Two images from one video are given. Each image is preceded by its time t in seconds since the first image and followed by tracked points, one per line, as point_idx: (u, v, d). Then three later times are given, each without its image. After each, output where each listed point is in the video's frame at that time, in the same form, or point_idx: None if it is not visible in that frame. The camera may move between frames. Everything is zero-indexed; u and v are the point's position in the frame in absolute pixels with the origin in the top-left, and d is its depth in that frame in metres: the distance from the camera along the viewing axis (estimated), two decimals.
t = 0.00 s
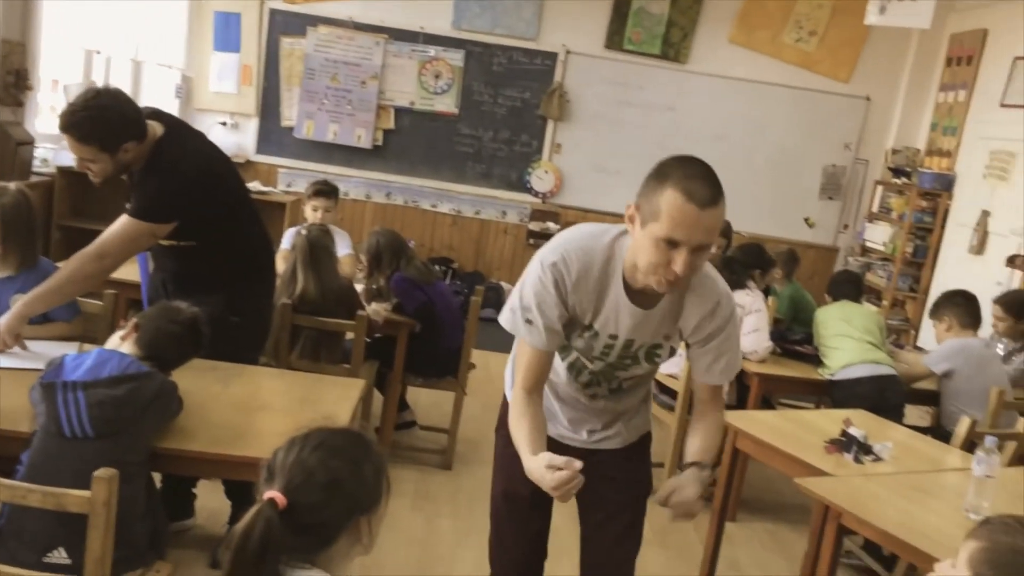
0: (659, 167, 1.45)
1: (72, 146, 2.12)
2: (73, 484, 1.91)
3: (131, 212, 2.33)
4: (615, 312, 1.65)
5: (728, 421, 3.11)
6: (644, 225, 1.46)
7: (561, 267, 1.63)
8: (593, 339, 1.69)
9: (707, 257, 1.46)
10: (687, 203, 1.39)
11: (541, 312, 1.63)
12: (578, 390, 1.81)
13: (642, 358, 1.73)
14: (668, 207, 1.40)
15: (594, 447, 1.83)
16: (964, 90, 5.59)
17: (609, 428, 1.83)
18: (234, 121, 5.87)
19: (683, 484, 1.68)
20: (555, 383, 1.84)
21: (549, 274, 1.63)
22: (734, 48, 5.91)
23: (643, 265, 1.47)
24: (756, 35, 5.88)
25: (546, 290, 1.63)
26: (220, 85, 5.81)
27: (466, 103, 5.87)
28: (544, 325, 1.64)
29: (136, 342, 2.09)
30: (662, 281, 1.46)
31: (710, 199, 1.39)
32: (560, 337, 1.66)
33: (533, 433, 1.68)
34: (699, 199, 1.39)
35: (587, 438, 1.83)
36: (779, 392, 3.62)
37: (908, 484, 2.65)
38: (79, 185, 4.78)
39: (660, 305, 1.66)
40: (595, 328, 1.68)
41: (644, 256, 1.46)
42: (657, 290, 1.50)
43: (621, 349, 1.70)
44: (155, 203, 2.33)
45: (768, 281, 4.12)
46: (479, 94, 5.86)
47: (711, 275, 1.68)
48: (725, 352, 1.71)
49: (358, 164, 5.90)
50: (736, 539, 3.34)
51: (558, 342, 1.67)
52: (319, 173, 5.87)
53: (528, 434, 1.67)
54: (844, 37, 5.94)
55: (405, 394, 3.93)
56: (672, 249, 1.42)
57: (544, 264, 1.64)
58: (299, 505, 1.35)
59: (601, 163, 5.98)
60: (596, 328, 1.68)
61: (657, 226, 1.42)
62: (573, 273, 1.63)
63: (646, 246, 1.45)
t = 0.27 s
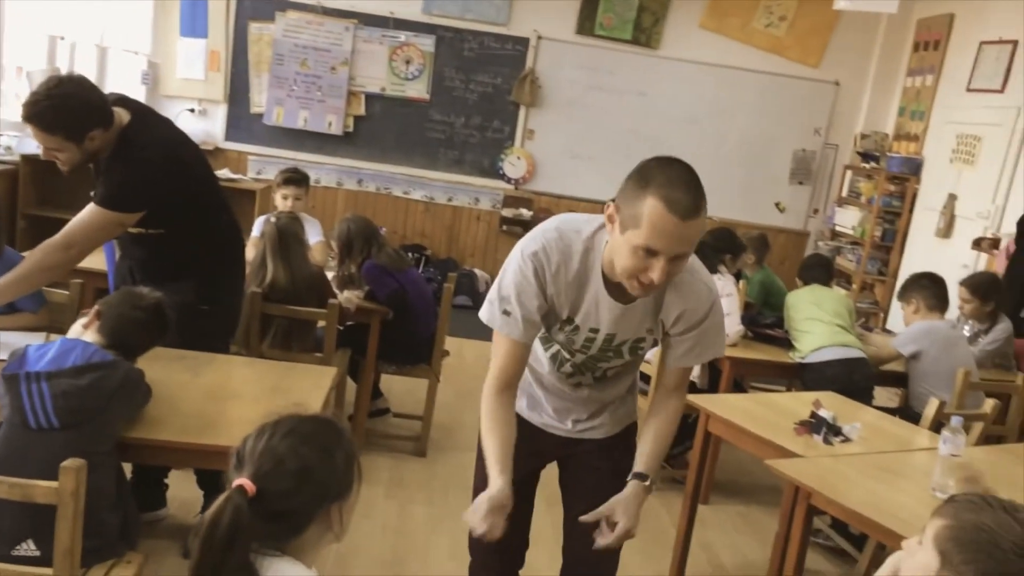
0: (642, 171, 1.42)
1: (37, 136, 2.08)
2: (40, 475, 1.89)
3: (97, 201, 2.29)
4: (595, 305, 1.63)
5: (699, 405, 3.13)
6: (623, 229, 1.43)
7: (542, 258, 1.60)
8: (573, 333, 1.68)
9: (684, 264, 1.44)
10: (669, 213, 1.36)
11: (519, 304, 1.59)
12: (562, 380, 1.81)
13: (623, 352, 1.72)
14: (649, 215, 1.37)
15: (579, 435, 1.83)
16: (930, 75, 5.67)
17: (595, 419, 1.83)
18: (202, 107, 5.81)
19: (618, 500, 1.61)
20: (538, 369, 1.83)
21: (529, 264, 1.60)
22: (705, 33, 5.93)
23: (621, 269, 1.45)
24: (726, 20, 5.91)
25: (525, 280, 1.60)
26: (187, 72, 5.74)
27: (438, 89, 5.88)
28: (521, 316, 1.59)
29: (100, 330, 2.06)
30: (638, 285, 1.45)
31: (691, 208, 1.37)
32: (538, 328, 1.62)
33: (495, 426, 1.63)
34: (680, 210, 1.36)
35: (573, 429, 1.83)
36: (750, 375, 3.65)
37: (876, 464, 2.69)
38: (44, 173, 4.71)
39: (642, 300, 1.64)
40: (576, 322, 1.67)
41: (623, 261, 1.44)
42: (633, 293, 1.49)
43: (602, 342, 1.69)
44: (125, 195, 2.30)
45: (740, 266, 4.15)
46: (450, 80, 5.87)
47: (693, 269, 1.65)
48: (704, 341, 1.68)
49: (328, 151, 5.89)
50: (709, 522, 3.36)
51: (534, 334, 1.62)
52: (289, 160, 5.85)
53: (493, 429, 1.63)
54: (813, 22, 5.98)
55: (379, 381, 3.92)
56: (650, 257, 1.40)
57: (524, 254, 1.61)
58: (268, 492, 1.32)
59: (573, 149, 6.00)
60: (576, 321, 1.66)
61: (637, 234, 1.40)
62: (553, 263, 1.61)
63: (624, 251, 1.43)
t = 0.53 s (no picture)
0: (639, 176, 1.39)
1: (17, 133, 2.05)
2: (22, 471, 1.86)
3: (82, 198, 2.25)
4: (582, 303, 1.61)
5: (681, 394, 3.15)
6: (618, 233, 1.40)
7: (529, 255, 1.56)
8: (558, 331, 1.67)
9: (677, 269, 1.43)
10: (667, 222, 1.33)
11: (506, 301, 1.54)
12: (550, 375, 1.81)
13: (608, 348, 1.71)
14: (646, 222, 1.35)
15: (569, 430, 1.84)
16: (909, 65, 5.72)
17: (584, 413, 1.84)
18: (181, 100, 5.78)
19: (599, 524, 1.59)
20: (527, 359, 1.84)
21: (515, 260, 1.56)
22: (686, 24, 5.94)
23: (614, 271, 1.43)
24: (707, 11, 5.92)
25: (512, 276, 1.55)
26: (165, 64, 5.71)
27: (419, 80, 5.87)
28: (507, 313, 1.54)
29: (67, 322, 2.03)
30: (631, 287, 1.43)
31: (690, 217, 1.34)
32: (524, 325, 1.57)
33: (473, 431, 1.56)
34: (679, 219, 1.33)
35: (561, 424, 1.84)
36: (731, 364, 3.67)
37: (856, 451, 2.71)
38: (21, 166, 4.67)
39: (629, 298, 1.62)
40: (559, 321, 1.65)
41: (617, 265, 1.42)
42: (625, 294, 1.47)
43: (588, 339, 1.68)
44: (106, 189, 2.25)
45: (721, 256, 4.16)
46: (431, 71, 5.86)
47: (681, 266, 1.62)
48: (686, 344, 1.66)
49: (309, 143, 5.88)
50: (692, 511, 3.38)
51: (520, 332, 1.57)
52: (269, 153, 5.84)
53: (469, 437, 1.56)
54: (793, 12, 6.00)
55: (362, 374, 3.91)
56: (644, 262, 1.37)
57: (511, 250, 1.56)
58: (249, 485, 1.31)
59: (555, 140, 6.01)
60: (561, 320, 1.64)
61: (632, 239, 1.37)
62: (539, 260, 1.57)
63: (618, 255, 1.41)
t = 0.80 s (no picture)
0: (621, 167, 1.39)
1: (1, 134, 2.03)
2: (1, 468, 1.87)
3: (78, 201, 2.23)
4: (568, 295, 1.61)
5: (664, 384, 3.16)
6: (603, 226, 1.40)
7: (516, 245, 1.55)
8: (545, 324, 1.68)
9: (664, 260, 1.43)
10: (651, 213, 1.33)
11: (496, 293, 1.52)
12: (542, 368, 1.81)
13: (594, 340, 1.72)
14: (630, 214, 1.34)
15: (557, 424, 1.85)
16: (887, 54, 5.76)
17: (571, 405, 1.85)
18: (159, 93, 5.75)
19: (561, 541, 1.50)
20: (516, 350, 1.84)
21: (503, 250, 1.55)
22: (666, 15, 5.95)
23: (601, 265, 1.43)
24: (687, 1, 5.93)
25: (500, 267, 1.54)
26: (143, 58, 5.68)
27: (400, 72, 5.86)
28: (498, 303, 1.52)
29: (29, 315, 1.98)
30: (620, 281, 1.43)
31: (674, 207, 1.34)
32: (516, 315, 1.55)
33: (457, 434, 1.50)
34: (663, 210, 1.33)
35: (550, 417, 1.84)
36: (713, 353, 3.69)
37: (837, 439, 2.73)
38: None
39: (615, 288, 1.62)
40: (546, 313, 1.66)
41: (604, 259, 1.41)
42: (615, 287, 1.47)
43: (574, 331, 1.69)
44: (95, 188, 2.23)
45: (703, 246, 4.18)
46: (411, 63, 5.85)
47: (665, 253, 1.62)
48: (668, 333, 1.62)
49: (289, 136, 5.87)
50: (676, 500, 3.40)
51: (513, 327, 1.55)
52: (249, 146, 5.83)
53: (453, 443, 1.50)
54: (773, 3, 6.03)
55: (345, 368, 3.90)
56: (631, 255, 1.37)
57: (498, 240, 1.55)
58: (230, 478, 1.30)
59: (537, 132, 6.02)
60: (547, 312, 1.65)
61: (617, 232, 1.37)
62: (526, 250, 1.56)
63: (604, 249, 1.41)
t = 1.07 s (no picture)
0: (609, 180, 1.36)
1: None
2: None
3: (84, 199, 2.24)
4: (550, 290, 1.61)
5: (649, 374, 3.16)
6: (586, 240, 1.38)
7: (500, 234, 1.55)
8: (525, 318, 1.67)
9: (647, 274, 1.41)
10: (636, 233, 1.31)
11: (480, 280, 1.52)
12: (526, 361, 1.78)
13: (576, 335, 1.71)
14: (614, 233, 1.32)
15: (543, 419, 1.83)
16: (871, 46, 5.78)
17: (555, 399, 1.84)
18: (141, 85, 5.72)
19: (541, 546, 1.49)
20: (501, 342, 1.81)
21: (488, 238, 1.54)
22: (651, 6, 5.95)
23: (583, 277, 1.41)
24: None
25: (484, 255, 1.54)
26: (124, 49, 5.64)
27: (384, 64, 5.84)
28: (483, 293, 1.52)
29: None
30: (601, 293, 1.41)
31: (659, 227, 1.32)
32: (498, 304, 1.55)
33: (438, 427, 1.49)
34: (648, 230, 1.31)
35: (535, 411, 1.83)
36: (698, 344, 3.70)
37: (821, 428, 2.74)
38: None
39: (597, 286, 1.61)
40: (527, 307, 1.65)
41: (585, 272, 1.40)
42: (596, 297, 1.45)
43: (556, 325, 1.68)
44: (94, 183, 2.22)
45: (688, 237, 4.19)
46: (396, 54, 5.83)
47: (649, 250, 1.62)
48: (650, 329, 1.61)
49: (273, 128, 5.85)
50: (660, 490, 3.41)
51: (495, 315, 1.55)
52: (233, 138, 5.80)
53: (433, 431, 1.49)
54: None
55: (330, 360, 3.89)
56: (612, 271, 1.36)
57: (484, 227, 1.55)
58: (211, 469, 1.27)
59: (522, 123, 6.01)
60: (528, 306, 1.65)
61: (600, 249, 1.35)
62: (510, 240, 1.56)
63: (586, 263, 1.39)
